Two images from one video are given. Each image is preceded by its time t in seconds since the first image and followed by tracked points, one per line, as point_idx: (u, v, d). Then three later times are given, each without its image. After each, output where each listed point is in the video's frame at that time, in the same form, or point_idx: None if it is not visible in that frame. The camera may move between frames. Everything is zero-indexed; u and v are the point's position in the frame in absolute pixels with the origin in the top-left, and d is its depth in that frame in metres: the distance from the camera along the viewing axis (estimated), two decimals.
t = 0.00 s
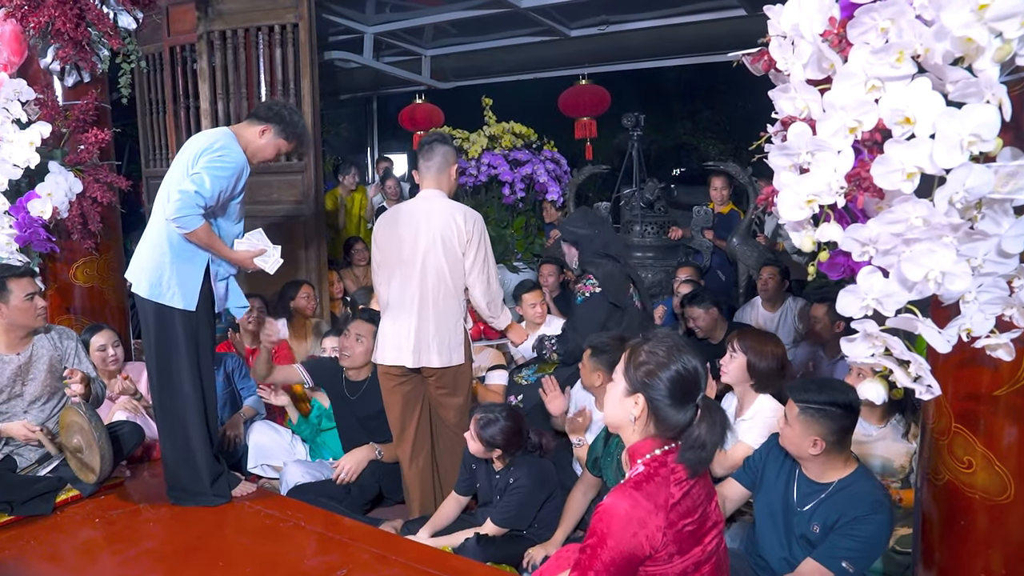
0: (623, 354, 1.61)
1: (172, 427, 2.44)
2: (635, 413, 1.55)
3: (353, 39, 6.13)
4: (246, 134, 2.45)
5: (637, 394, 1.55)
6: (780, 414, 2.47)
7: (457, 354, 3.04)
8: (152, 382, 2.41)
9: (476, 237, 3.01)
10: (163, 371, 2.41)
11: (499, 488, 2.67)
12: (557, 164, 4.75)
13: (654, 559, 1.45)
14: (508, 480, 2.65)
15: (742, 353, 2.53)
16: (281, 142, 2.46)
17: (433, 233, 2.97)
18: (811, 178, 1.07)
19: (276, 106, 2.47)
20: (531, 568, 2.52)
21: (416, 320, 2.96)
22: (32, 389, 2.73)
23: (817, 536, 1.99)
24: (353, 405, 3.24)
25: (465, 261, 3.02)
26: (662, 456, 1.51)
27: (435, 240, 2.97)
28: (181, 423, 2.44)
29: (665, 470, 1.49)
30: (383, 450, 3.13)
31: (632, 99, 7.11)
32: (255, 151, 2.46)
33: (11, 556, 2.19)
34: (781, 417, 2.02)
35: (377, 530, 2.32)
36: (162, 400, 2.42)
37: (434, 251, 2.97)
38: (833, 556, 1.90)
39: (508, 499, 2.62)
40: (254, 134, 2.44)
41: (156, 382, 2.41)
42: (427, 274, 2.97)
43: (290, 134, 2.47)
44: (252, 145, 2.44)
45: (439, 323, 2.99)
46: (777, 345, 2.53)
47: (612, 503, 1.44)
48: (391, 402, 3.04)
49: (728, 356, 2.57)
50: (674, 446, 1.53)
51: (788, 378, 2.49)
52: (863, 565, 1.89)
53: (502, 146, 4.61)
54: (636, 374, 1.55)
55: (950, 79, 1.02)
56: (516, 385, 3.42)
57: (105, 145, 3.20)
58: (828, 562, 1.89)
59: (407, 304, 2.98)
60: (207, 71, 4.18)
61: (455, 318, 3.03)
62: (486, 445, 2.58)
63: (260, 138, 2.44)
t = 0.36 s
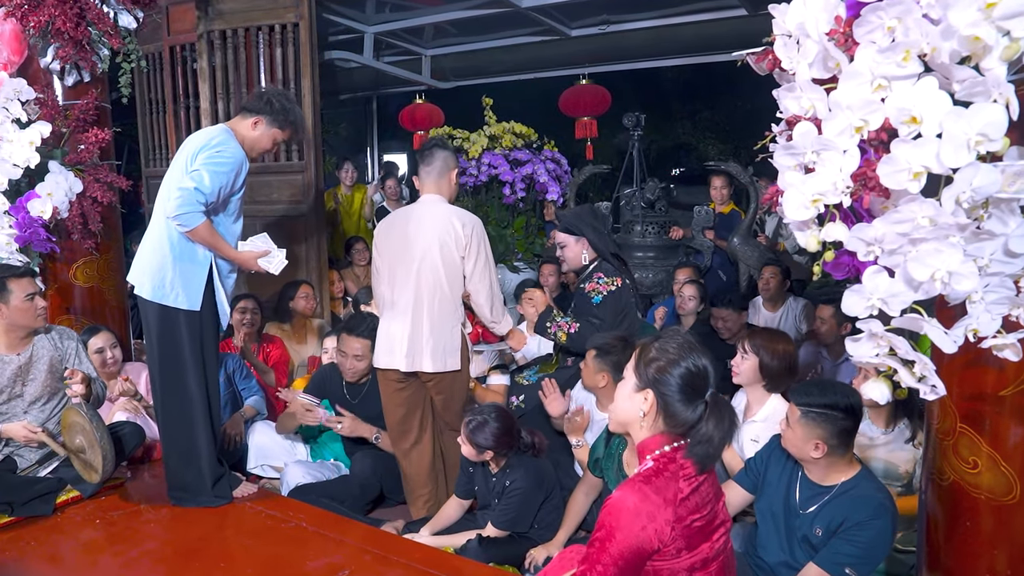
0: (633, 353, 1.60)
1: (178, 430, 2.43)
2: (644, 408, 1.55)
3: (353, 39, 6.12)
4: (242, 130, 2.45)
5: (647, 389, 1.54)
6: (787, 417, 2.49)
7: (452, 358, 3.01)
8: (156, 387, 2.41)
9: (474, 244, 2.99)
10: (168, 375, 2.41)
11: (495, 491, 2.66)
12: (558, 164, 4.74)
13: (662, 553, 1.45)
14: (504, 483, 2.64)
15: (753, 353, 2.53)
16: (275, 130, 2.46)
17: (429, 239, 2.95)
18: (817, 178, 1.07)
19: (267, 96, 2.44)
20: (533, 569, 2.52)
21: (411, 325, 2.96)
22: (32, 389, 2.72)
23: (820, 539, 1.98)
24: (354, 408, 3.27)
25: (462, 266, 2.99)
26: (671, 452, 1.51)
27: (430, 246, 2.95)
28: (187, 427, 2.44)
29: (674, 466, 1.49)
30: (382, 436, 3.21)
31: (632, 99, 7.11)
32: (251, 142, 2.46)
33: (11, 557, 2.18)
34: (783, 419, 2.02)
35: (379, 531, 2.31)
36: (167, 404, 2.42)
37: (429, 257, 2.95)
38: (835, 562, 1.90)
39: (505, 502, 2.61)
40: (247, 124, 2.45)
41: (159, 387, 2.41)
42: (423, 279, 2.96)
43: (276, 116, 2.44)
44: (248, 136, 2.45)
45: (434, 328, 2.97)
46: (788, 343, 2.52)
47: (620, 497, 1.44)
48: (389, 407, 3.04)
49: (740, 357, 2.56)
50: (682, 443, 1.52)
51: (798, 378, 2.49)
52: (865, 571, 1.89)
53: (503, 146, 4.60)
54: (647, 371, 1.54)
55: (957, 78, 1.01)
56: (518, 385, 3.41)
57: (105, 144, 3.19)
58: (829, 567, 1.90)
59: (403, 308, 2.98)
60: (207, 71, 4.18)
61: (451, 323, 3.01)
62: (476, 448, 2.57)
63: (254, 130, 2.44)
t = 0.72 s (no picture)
0: (638, 353, 1.60)
1: (176, 432, 2.43)
2: (649, 410, 1.54)
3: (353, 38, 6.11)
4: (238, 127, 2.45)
5: (651, 390, 1.54)
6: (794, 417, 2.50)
7: (450, 370, 3.01)
8: (155, 389, 2.41)
9: (474, 255, 2.97)
10: (166, 377, 2.41)
11: (497, 491, 2.66)
12: (558, 164, 4.73)
13: (667, 557, 1.45)
14: (506, 483, 2.63)
15: (759, 355, 2.53)
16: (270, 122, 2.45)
17: (428, 249, 2.94)
18: (822, 177, 1.07)
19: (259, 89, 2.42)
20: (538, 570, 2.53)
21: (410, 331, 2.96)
22: (32, 390, 2.72)
23: (827, 536, 1.99)
24: (357, 413, 3.24)
25: (461, 276, 2.98)
26: (676, 454, 1.51)
27: (430, 256, 2.94)
28: (185, 428, 2.43)
29: (680, 469, 1.49)
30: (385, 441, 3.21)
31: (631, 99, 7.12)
32: (247, 137, 2.45)
33: (11, 558, 2.17)
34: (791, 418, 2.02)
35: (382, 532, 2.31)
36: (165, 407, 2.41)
37: (428, 266, 2.95)
38: (843, 561, 1.90)
39: (506, 502, 2.61)
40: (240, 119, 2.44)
41: (158, 389, 2.41)
42: (423, 289, 2.96)
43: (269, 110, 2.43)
44: (244, 131, 2.44)
45: (433, 337, 2.97)
46: (795, 343, 2.52)
47: (626, 501, 1.43)
48: (394, 412, 3.04)
49: (746, 359, 2.57)
50: (688, 445, 1.53)
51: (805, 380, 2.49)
52: (873, 569, 1.89)
53: (503, 146, 4.62)
54: (653, 372, 1.54)
55: (963, 77, 1.01)
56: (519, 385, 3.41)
57: (105, 144, 3.19)
58: (838, 566, 1.90)
59: (402, 314, 2.99)
60: (207, 70, 4.17)
61: (451, 332, 3.00)
62: (476, 447, 2.56)
63: (247, 124, 2.44)
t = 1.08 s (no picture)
0: (641, 354, 1.60)
1: (176, 433, 2.43)
2: (650, 412, 1.55)
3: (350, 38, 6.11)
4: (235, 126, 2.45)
5: (653, 393, 1.54)
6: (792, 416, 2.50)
7: (451, 364, 3.00)
8: (155, 389, 2.40)
9: (472, 249, 2.96)
10: (166, 377, 2.41)
11: (495, 490, 2.65)
12: (556, 164, 4.73)
13: (668, 559, 1.45)
14: (504, 482, 2.63)
15: (753, 353, 2.54)
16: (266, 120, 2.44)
17: (427, 247, 2.94)
18: (823, 177, 1.07)
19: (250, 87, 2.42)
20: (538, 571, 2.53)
21: (410, 329, 2.97)
22: (29, 390, 2.71)
23: (827, 535, 1.99)
24: (355, 416, 3.30)
25: (460, 273, 2.98)
26: (676, 455, 1.51)
27: (428, 252, 2.94)
28: (186, 428, 2.43)
29: (680, 470, 1.49)
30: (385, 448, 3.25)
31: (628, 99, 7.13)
32: (242, 132, 2.45)
33: (8, 560, 2.17)
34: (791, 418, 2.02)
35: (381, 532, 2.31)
36: (165, 407, 2.41)
37: (427, 264, 2.94)
38: (843, 560, 1.90)
39: (505, 501, 2.60)
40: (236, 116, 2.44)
41: (158, 390, 2.40)
42: (420, 285, 2.96)
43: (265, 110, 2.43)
44: (239, 128, 2.44)
45: (432, 333, 2.97)
46: (788, 340, 2.54)
47: (627, 503, 1.43)
48: (393, 410, 3.05)
49: (742, 362, 2.58)
50: (688, 446, 1.53)
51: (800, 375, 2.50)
52: (873, 566, 1.89)
53: (501, 146, 4.61)
54: (655, 373, 1.54)
55: (963, 77, 1.00)
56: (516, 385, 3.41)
57: (102, 143, 3.18)
58: (837, 565, 1.90)
59: (402, 313, 2.99)
60: (204, 70, 4.17)
61: (450, 328, 3.00)
62: (471, 443, 2.57)
63: (241, 122, 2.43)
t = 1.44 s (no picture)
0: (631, 359, 1.61)
1: (176, 438, 2.43)
2: (641, 416, 1.55)
3: (345, 40, 6.11)
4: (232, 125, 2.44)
5: (643, 397, 1.55)
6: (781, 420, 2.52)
7: (447, 365, 3.01)
8: (155, 393, 2.40)
9: (468, 250, 2.95)
10: (167, 381, 2.41)
11: (489, 490, 2.66)
12: (551, 166, 4.74)
13: (665, 565, 1.46)
14: (498, 480, 2.64)
15: (743, 359, 2.55)
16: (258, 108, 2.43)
17: (425, 249, 2.95)
18: (816, 182, 1.08)
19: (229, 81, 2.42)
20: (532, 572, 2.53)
21: (407, 330, 2.98)
22: (25, 394, 2.71)
23: (818, 536, 2.00)
24: (346, 418, 3.26)
25: (457, 274, 2.98)
26: (670, 461, 1.52)
27: (425, 253, 2.95)
28: (186, 433, 2.44)
29: (674, 475, 1.50)
30: (376, 453, 3.24)
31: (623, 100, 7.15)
32: (241, 132, 2.44)
33: (4, 564, 2.17)
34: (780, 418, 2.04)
35: (377, 534, 2.32)
36: (166, 412, 2.41)
37: (426, 266, 2.95)
38: (834, 560, 1.92)
39: (498, 501, 2.61)
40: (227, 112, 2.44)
41: (159, 394, 2.40)
42: (418, 286, 2.96)
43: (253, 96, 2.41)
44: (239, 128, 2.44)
45: (429, 334, 2.97)
46: (776, 346, 2.55)
47: (622, 510, 1.45)
48: (389, 412, 3.06)
49: (731, 370, 2.58)
50: (681, 451, 1.54)
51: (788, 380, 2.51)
52: (865, 567, 1.91)
53: (496, 148, 4.58)
54: (648, 377, 1.54)
55: (954, 84, 1.01)
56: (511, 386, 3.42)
57: (97, 146, 3.18)
58: (829, 565, 1.91)
59: (399, 315, 3.00)
60: (199, 72, 4.17)
61: (448, 329, 3.00)
62: (469, 439, 2.62)
63: (228, 116, 2.44)
